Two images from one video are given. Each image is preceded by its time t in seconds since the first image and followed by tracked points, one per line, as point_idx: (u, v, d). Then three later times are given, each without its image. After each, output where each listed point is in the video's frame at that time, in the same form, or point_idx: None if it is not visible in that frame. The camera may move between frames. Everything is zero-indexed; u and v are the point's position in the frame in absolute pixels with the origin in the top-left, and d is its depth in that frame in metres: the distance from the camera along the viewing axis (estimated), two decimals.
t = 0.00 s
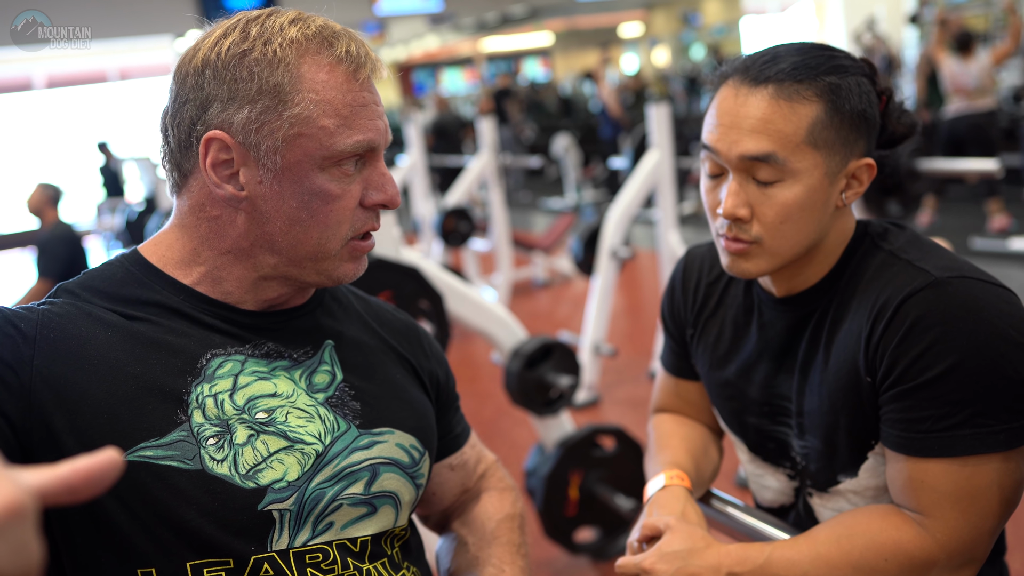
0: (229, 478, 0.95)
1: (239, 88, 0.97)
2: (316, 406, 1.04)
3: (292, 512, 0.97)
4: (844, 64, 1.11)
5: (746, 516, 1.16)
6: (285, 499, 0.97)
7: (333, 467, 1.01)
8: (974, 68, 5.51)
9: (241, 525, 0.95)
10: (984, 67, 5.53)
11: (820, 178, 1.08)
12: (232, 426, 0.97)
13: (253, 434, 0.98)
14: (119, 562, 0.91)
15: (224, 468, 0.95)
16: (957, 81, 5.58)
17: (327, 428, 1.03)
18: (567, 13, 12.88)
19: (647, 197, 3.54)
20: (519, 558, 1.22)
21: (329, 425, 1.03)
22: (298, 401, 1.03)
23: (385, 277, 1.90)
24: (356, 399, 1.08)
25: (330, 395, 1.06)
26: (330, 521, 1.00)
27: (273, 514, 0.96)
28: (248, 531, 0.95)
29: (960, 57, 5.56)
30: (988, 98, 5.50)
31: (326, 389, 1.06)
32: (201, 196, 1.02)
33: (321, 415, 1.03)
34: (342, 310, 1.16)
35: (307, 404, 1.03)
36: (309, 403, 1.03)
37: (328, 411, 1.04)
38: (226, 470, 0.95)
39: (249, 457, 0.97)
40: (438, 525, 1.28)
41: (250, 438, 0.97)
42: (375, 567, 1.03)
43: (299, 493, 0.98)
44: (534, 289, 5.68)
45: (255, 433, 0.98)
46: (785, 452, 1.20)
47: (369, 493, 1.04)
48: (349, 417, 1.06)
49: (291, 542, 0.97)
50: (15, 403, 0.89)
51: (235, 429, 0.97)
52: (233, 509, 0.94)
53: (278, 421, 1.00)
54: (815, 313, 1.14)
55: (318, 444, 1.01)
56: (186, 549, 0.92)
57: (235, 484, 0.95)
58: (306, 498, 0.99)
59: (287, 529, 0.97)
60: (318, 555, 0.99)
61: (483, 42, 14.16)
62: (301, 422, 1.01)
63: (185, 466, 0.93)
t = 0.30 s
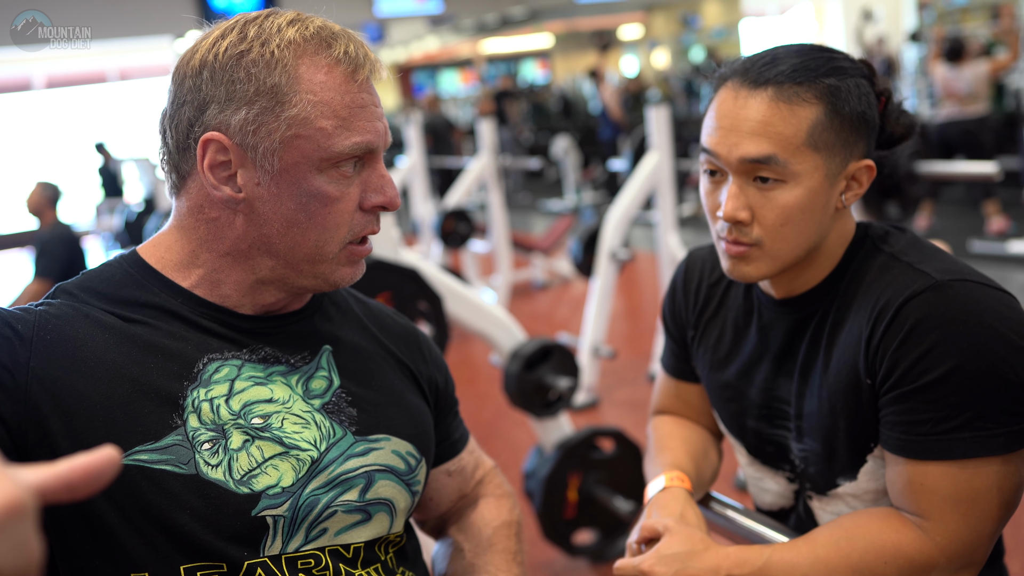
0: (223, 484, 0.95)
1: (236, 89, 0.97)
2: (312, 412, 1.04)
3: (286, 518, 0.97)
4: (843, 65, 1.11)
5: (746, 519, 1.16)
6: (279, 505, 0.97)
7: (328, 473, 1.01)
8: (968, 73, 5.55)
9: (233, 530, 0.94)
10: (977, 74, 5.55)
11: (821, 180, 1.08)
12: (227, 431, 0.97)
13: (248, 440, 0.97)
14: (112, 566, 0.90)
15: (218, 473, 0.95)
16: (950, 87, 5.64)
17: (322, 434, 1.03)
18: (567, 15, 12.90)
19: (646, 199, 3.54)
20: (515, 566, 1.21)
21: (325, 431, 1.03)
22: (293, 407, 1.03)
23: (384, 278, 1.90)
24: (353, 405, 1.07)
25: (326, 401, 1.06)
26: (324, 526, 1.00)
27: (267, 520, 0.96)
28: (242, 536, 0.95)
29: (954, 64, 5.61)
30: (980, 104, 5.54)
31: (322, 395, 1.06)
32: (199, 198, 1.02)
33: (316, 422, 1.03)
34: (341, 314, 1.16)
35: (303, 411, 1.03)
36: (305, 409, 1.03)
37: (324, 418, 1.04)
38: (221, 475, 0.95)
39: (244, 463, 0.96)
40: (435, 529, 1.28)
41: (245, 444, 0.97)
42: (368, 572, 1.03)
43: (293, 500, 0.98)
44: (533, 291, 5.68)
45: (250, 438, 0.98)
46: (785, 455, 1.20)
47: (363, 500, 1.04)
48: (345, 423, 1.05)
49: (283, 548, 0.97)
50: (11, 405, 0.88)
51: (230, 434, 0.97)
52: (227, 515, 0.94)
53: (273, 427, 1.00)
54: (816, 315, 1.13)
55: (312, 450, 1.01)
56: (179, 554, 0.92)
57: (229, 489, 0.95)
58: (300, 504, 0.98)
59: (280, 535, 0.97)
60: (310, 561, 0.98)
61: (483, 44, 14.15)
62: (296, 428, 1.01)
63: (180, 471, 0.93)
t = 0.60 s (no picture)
0: (222, 481, 0.94)
1: (224, 89, 0.97)
2: (310, 409, 1.03)
3: (285, 515, 0.97)
4: (841, 63, 1.10)
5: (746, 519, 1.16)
6: (278, 502, 0.97)
7: (327, 470, 1.01)
8: (967, 74, 5.60)
9: (234, 528, 0.94)
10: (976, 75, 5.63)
11: (819, 178, 1.08)
12: (225, 429, 0.97)
13: (246, 437, 0.97)
14: (112, 566, 0.90)
15: (217, 471, 0.94)
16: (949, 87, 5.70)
17: (321, 431, 1.02)
18: (566, 16, 12.90)
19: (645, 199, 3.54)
20: (519, 561, 1.21)
21: (324, 428, 1.03)
22: (291, 404, 1.02)
23: (383, 278, 1.89)
24: (351, 401, 1.07)
25: (325, 398, 1.05)
26: (324, 524, 1.00)
27: (266, 517, 0.96)
28: (243, 534, 0.95)
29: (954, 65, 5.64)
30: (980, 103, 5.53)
31: (321, 392, 1.06)
32: (190, 199, 1.02)
33: (314, 418, 1.03)
34: (340, 312, 1.15)
35: (301, 407, 1.03)
36: (303, 406, 1.03)
37: (323, 414, 1.04)
38: (219, 473, 0.94)
39: (243, 460, 0.96)
40: (439, 525, 1.28)
41: (243, 441, 0.97)
42: (370, 569, 1.03)
43: (292, 497, 0.98)
44: (532, 291, 5.68)
45: (248, 436, 0.97)
46: (786, 456, 1.19)
47: (363, 496, 1.03)
48: (344, 420, 1.05)
49: (285, 546, 0.97)
50: (7, 405, 0.88)
51: (228, 432, 0.96)
52: (227, 512, 0.94)
53: (271, 424, 0.99)
54: (818, 315, 1.13)
55: (311, 447, 1.01)
56: (180, 552, 0.92)
57: (228, 487, 0.94)
58: (299, 501, 0.98)
59: (281, 532, 0.97)
60: (312, 558, 0.98)
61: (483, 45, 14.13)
62: (294, 425, 1.01)
63: (178, 469, 0.92)
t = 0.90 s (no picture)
0: (224, 472, 0.94)
1: (215, 86, 0.96)
2: (310, 399, 1.03)
3: (287, 506, 0.97)
4: (847, 59, 1.10)
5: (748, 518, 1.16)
6: (279, 493, 0.96)
7: (328, 460, 1.01)
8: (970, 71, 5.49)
9: (237, 519, 0.94)
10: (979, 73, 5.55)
11: (823, 174, 1.07)
12: (226, 419, 0.96)
13: (247, 427, 0.97)
14: (115, 561, 0.90)
15: (219, 462, 0.94)
16: (951, 83, 5.58)
17: (321, 421, 1.02)
18: (565, 14, 12.87)
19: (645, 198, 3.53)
20: (521, 554, 1.21)
21: (324, 418, 1.02)
22: (292, 394, 1.02)
23: (383, 275, 1.89)
24: (352, 390, 1.07)
25: (325, 388, 1.05)
26: (326, 514, 0.99)
27: (269, 508, 0.96)
28: (247, 527, 0.94)
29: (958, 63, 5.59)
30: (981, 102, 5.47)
31: (321, 381, 1.05)
32: (184, 196, 1.02)
33: (315, 408, 1.02)
34: (340, 305, 1.15)
35: (301, 397, 1.02)
36: (303, 396, 1.03)
37: (323, 404, 1.03)
38: (221, 464, 0.94)
39: (244, 451, 0.96)
40: (441, 519, 1.27)
41: (244, 432, 0.96)
42: (374, 561, 1.02)
43: (292, 487, 0.97)
44: (532, 290, 5.67)
45: (249, 426, 0.97)
46: (787, 454, 1.19)
47: (364, 486, 1.03)
48: (344, 409, 1.05)
49: (290, 538, 0.96)
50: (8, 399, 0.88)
51: (229, 422, 0.96)
52: (230, 504, 0.94)
53: (272, 414, 0.99)
54: (821, 314, 1.13)
55: (311, 437, 1.00)
56: (183, 546, 0.91)
57: (230, 477, 0.94)
58: (299, 492, 0.98)
59: (285, 524, 0.96)
60: (318, 549, 0.98)
61: (482, 44, 14.09)
62: (294, 414, 1.01)
63: (180, 460, 0.92)
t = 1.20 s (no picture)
0: (227, 475, 0.94)
1: (176, 74, 0.96)
2: (312, 400, 1.03)
3: (288, 508, 0.96)
4: (848, 58, 1.10)
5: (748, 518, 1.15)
6: (281, 495, 0.96)
7: (329, 462, 1.00)
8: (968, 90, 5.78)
9: (240, 522, 0.94)
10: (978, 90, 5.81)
11: (824, 173, 1.07)
12: (228, 422, 0.96)
13: (249, 429, 0.96)
14: (115, 563, 0.89)
15: (221, 465, 0.94)
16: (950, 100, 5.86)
17: (323, 422, 1.02)
18: (565, 13, 12.87)
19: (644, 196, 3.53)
20: (520, 555, 1.21)
21: (325, 418, 1.02)
22: (293, 395, 1.02)
23: (381, 276, 1.88)
24: (353, 392, 1.06)
25: (326, 389, 1.05)
26: (328, 516, 0.99)
27: (272, 510, 0.95)
28: (250, 529, 0.94)
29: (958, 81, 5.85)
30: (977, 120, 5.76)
31: (322, 382, 1.05)
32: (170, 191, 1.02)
33: (316, 409, 1.02)
34: (339, 305, 1.14)
35: (303, 398, 1.02)
36: (305, 397, 1.02)
37: (324, 405, 1.03)
38: (224, 467, 0.94)
39: (247, 453, 0.95)
40: (440, 520, 1.27)
41: (247, 434, 0.96)
42: (377, 562, 1.02)
43: (294, 490, 0.97)
44: (531, 289, 5.67)
45: (251, 428, 0.97)
46: (788, 454, 1.19)
47: (366, 487, 1.03)
48: (346, 410, 1.04)
49: (292, 540, 0.96)
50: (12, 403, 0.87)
51: (231, 425, 0.96)
52: (233, 506, 0.93)
53: (273, 416, 0.99)
54: (820, 313, 1.13)
55: (313, 438, 1.00)
56: (185, 549, 0.91)
57: (233, 480, 0.94)
58: (301, 494, 0.97)
59: (287, 527, 0.96)
60: (319, 552, 0.98)
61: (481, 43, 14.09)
62: (296, 416, 1.00)
63: (183, 464, 0.92)
